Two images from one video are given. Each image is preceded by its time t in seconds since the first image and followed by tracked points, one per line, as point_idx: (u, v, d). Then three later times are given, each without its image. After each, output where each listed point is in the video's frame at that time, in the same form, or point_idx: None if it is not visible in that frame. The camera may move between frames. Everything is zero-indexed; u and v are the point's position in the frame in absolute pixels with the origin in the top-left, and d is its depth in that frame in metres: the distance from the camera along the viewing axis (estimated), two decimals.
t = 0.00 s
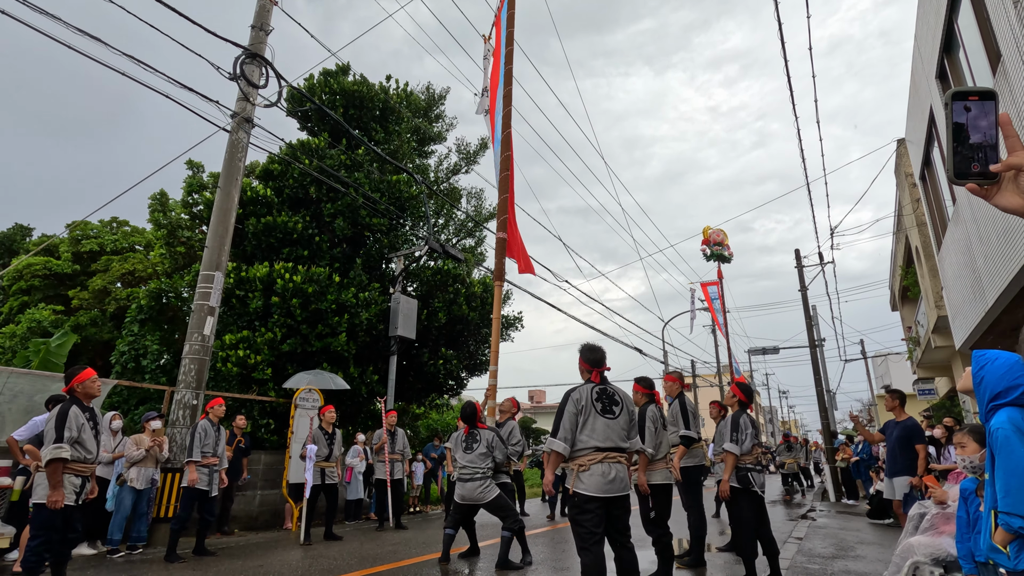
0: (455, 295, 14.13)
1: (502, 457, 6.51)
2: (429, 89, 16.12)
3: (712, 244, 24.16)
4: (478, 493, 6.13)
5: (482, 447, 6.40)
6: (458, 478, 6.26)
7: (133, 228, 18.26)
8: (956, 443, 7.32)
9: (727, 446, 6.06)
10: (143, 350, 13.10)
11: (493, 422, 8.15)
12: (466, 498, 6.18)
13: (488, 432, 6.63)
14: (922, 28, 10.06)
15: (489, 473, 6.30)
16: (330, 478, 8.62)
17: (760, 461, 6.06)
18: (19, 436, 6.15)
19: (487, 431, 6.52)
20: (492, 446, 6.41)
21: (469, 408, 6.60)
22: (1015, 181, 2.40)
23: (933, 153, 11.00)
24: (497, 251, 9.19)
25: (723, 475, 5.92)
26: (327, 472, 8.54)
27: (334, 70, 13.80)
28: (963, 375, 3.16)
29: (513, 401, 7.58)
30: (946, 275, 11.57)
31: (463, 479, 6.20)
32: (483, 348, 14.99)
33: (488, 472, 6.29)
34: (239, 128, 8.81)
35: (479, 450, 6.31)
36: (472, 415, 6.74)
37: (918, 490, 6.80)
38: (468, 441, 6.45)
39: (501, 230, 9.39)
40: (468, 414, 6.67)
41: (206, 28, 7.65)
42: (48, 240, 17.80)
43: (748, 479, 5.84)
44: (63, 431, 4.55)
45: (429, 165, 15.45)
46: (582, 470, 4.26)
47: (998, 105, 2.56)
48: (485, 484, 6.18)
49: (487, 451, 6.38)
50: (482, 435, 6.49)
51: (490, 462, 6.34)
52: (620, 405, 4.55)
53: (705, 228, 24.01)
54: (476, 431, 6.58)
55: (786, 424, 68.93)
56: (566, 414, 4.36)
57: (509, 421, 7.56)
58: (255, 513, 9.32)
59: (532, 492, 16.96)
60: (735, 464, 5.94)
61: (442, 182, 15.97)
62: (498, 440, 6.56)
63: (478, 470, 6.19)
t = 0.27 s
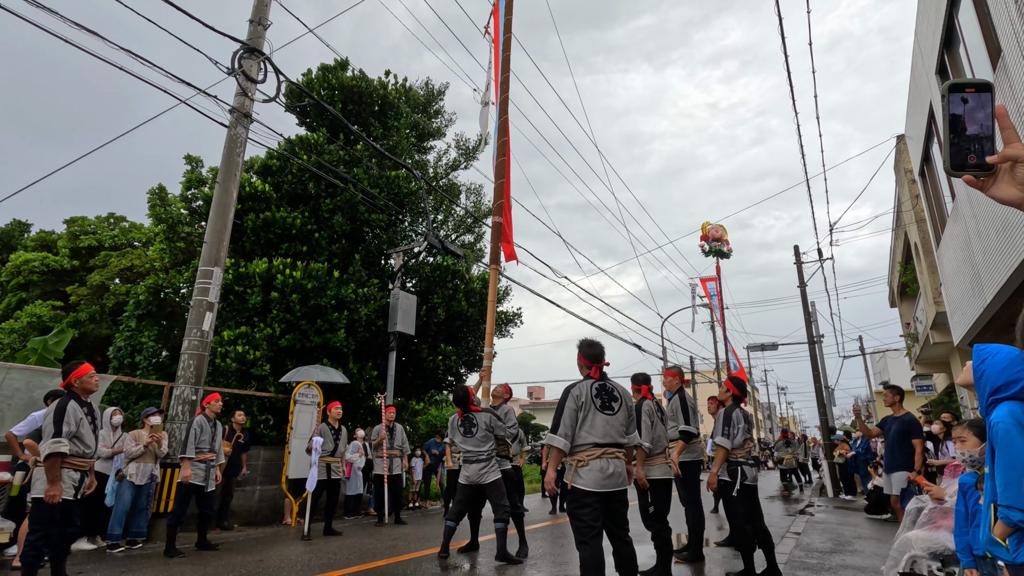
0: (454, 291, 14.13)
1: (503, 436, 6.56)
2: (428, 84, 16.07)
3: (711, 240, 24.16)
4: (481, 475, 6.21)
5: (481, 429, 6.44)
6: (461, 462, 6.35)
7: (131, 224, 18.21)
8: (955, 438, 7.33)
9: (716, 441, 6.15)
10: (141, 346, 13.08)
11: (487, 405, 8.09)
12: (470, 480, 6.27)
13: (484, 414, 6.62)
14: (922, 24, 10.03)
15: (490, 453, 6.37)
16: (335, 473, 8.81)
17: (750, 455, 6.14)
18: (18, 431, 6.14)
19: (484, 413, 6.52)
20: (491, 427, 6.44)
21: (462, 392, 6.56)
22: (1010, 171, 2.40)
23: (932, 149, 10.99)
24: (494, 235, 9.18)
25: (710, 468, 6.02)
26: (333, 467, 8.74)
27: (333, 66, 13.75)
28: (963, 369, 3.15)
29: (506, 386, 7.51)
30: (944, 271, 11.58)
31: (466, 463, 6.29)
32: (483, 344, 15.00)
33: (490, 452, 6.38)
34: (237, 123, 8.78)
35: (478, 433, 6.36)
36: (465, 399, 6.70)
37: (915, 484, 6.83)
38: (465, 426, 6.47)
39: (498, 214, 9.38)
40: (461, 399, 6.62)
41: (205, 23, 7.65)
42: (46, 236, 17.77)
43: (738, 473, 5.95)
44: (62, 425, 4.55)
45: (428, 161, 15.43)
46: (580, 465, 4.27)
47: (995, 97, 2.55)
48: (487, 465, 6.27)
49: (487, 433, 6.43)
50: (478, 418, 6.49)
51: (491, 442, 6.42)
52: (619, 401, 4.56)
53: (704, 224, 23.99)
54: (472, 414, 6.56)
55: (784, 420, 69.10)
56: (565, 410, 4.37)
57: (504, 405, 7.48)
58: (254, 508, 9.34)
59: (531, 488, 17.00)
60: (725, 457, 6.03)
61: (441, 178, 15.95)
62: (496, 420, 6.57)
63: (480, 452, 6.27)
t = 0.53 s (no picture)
0: (453, 288, 14.12)
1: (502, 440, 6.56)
2: (426, 81, 16.03)
3: (710, 237, 24.16)
4: (480, 479, 6.31)
5: (479, 434, 6.44)
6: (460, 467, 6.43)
7: (129, 221, 18.16)
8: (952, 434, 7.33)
9: (711, 438, 6.22)
10: (139, 343, 13.05)
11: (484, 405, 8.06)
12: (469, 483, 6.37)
13: (483, 418, 6.57)
14: (922, 20, 10.01)
15: (488, 457, 6.42)
16: (338, 470, 8.91)
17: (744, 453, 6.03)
18: (15, 428, 6.13)
19: (482, 418, 6.47)
20: (489, 432, 6.44)
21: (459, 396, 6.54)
22: (1007, 167, 2.41)
23: (931, 146, 10.99)
24: (493, 232, 9.15)
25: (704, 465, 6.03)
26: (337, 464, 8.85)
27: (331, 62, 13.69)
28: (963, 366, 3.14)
29: (511, 384, 7.52)
30: (943, 268, 11.58)
31: (464, 467, 6.38)
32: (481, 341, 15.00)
33: (488, 457, 6.42)
34: (235, 119, 8.75)
35: (475, 439, 6.38)
36: (463, 401, 6.66)
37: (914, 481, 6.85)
38: (463, 431, 6.46)
39: (496, 212, 9.34)
40: (459, 402, 6.61)
41: (202, 19, 7.64)
42: (44, 233, 17.71)
43: (732, 470, 5.94)
44: (60, 423, 4.54)
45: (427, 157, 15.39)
46: (580, 462, 4.26)
47: (993, 93, 2.54)
48: (486, 471, 6.34)
49: (484, 439, 6.43)
50: (476, 423, 6.46)
51: (489, 447, 6.45)
52: (618, 397, 4.56)
53: (703, 222, 23.98)
54: (470, 419, 6.55)
55: (782, 417, 69.25)
56: (565, 406, 4.37)
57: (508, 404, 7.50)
58: (253, 505, 9.34)
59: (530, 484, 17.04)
60: (718, 455, 6.04)
61: (440, 175, 15.92)
62: (494, 424, 6.52)
63: (478, 459, 6.34)
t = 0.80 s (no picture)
0: (451, 288, 14.12)
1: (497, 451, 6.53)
2: (425, 81, 16.02)
3: (709, 237, 24.18)
4: (476, 486, 6.30)
5: (473, 444, 6.46)
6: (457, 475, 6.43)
7: (128, 221, 18.11)
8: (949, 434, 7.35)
9: (708, 439, 6.20)
10: (137, 343, 13.02)
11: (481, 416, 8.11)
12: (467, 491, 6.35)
13: (477, 428, 6.61)
14: (921, 21, 10.02)
15: (484, 467, 6.40)
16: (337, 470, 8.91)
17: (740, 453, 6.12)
18: (12, 428, 6.11)
19: (475, 428, 6.51)
20: (482, 442, 6.44)
21: (456, 403, 6.58)
22: (1004, 173, 2.37)
23: (929, 147, 11.00)
24: (488, 245, 9.15)
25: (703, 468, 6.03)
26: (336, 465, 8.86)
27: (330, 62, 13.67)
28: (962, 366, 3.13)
29: (524, 387, 7.48)
30: (941, 268, 11.59)
31: (461, 475, 6.38)
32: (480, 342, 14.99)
33: (484, 465, 6.42)
34: (233, 119, 8.73)
35: (469, 448, 6.39)
36: (460, 409, 6.72)
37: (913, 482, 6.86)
38: (457, 438, 6.52)
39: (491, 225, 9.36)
40: (456, 408, 6.65)
41: (201, 18, 7.62)
42: (41, 233, 17.66)
43: (729, 471, 5.95)
44: (57, 422, 4.52)
45: (425, 157, 15.38)
46: (579, 462, 4.25)
47: (989, 100, 2.56)
48: (481, 478, 6.33)
49: (478, 448, 6.44)
50: (470, 433, 6.50)
51: (484, 456, 6.44)
52: (616, 397, 4.56)
53: (702, 222, 23.99)
54: (465, 427, 6.60)
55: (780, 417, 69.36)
56: (564, 405, 4.35)
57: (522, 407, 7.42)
58: (251, 505, 9.31)
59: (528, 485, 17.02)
60: (716, 456, 6.05)
61: (438, 175, 15.91)
62: (488, 434, 6.53)
63: (472, 467, 6.34)
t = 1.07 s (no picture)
0: (449, 290, 14.10)
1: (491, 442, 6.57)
2: (423, 83, 16.03)
3: (706, 240, 24.21)
4: (472, 478, 6.35)
5: (469, 437, 6.46)
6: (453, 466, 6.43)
7: (125, 222, 18.07)
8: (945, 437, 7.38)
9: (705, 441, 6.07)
10: (134, 345, 12.97)
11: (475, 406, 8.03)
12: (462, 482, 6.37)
13: (472, 421, 6.57)
14: (917, 25, 10.04)
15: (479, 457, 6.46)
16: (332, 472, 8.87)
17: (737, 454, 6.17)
18: (7, 430, 6.07)
19: (470, 422, 6.48)
20: (478, 435, 6.45)
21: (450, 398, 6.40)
22: (1004, 175, 2.37)
23: (926, 150, 11.03)
24: (487, 235, 9.15)
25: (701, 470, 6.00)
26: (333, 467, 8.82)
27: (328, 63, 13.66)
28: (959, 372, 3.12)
29: (533, 387, 7.47)
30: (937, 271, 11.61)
31: (456, 466, 6.42)
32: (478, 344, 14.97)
33: (479, 456, 6.48)
34: (231, 121, 8.72)
35: (465, 441, 6.40)
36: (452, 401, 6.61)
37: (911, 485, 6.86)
38: (453, 432, 6.47)
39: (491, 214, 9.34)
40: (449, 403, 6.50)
41: (199, 20, 7.63)
42: (38, 234, 17.60)
43: (726, 473, 5.98)
44: (52, 425, 4.50)
45: (423, 160, 15.38)
46: (576, 464, 4.24)
47: (988, 101, 2.56)
48: (478, 470, 6.39)
49: (474, 441, 6.45)
50: (466, 426, 6.46)
51: (480, 447, 6.48)
52: (613, 399, 4.56)
53: (700, 225, 24.02)
54: (459, 421, 6.52)
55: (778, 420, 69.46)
56: (561, 408, 4.34)
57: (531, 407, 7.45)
58: (247, 508, 9.27)
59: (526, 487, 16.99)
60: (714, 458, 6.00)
61: (436, 177, 15.91)
62: (483, 426, 6.54)
63: (470, 460, 6.37)
